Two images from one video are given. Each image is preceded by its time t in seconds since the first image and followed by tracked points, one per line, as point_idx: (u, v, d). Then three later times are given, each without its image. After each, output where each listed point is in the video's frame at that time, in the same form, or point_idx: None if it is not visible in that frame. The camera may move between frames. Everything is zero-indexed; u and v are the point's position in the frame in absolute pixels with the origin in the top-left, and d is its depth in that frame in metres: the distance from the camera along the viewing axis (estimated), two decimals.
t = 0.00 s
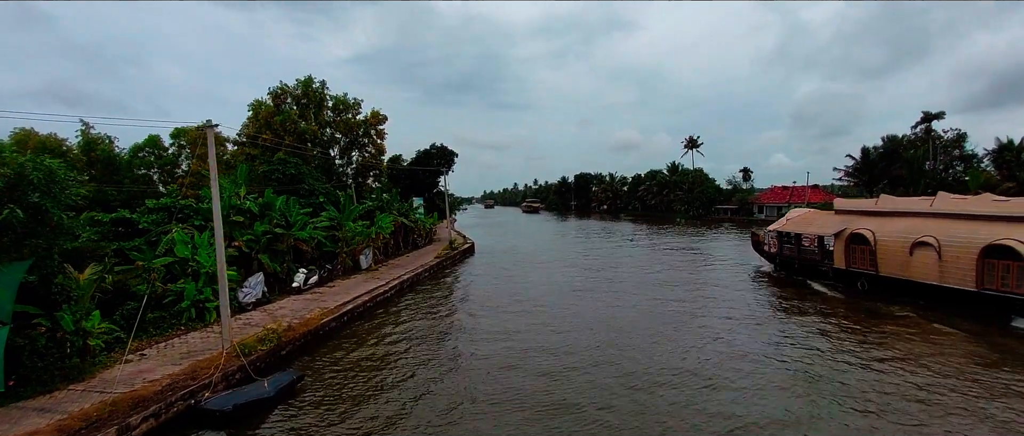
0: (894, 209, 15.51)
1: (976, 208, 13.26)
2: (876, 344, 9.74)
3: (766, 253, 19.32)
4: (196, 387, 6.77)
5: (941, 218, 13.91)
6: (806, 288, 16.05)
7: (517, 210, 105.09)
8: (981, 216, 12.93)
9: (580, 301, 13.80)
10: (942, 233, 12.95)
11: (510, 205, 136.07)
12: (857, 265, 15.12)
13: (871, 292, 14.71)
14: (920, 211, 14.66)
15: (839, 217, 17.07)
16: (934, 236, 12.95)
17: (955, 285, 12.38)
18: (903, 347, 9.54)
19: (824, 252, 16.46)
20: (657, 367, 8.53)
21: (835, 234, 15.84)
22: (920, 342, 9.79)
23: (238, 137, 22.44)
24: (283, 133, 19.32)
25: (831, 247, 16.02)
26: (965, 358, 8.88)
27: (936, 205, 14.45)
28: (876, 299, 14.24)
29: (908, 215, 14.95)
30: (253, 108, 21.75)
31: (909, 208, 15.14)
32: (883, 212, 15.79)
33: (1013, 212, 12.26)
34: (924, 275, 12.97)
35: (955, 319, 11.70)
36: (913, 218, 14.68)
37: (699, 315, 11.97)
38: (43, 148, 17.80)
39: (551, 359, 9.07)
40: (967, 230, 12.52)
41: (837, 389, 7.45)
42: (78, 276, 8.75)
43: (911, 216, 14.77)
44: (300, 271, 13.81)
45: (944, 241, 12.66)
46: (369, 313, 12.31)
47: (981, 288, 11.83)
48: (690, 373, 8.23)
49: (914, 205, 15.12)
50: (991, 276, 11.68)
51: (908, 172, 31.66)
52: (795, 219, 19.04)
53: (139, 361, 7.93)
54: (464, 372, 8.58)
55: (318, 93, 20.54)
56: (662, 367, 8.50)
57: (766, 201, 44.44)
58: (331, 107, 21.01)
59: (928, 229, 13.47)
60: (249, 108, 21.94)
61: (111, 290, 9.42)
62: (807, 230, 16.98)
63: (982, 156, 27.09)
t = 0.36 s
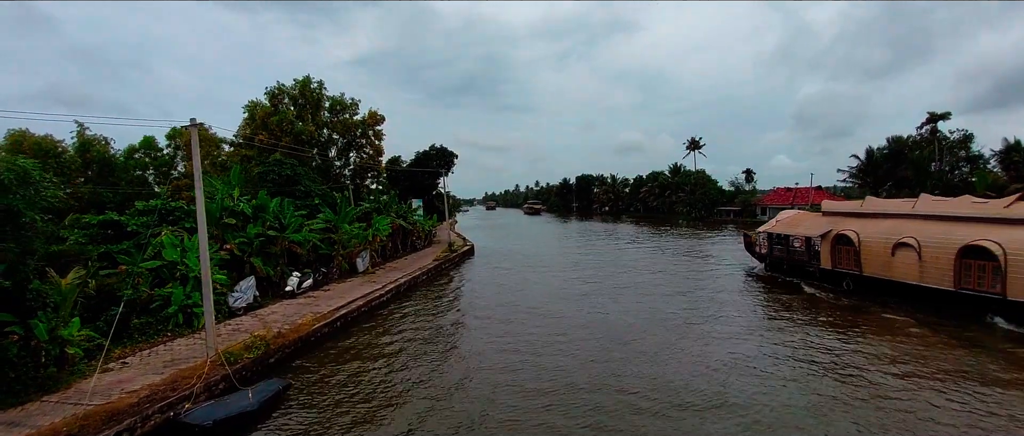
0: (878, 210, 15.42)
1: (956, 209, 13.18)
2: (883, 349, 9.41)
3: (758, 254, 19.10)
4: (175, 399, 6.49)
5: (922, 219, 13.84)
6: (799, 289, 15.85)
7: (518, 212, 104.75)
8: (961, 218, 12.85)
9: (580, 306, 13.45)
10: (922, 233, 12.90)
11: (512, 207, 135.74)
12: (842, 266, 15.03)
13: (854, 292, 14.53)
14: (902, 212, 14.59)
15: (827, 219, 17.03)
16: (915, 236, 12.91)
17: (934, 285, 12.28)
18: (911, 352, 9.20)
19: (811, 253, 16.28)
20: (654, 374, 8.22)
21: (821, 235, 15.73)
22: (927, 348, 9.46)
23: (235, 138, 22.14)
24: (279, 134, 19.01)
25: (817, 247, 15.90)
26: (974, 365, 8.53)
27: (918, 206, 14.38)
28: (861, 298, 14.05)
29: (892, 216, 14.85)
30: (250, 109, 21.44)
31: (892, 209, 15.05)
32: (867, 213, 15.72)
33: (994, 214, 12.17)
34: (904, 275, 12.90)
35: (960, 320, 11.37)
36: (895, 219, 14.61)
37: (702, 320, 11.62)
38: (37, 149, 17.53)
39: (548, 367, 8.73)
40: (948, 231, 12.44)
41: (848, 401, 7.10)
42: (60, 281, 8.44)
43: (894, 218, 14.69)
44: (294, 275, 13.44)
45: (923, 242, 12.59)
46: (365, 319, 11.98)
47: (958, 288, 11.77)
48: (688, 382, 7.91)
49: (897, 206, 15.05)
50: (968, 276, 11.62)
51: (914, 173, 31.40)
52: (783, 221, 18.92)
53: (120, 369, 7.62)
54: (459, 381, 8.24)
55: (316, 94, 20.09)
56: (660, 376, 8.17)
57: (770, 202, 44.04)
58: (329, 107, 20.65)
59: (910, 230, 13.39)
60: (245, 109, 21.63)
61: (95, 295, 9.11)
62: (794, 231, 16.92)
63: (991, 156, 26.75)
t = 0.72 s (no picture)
0: (865, 210, 15.30)
1: (938, 210, 13.09)
2: (892, 356, 9.08)
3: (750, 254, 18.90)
4: (155, 409, 6.21)
5: (906, 219, 13.75)
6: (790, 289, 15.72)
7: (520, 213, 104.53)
8: (943, 219, 12.75)
9: (579, 309, 13.15)
10: (908, 234, 12.86)
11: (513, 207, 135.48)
12: (830, 266, 14.94)
13: (843, 292, 14.55)
14: (887, 212, 14.49)
15: (815, 218, 16.93)
16: (900, 237, 12.93)
17: (917, 285, 12.37)
18: (921, 359, 8.88)
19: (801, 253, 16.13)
20: (654, 381, 7.93)
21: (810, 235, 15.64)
22: (937, 354, 9.14)
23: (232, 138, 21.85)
24: (275, 133, 18.73)
25: (806, 247, 15.76)
26: (987, 373, 8.20)
27: (902, 206, 14.29)
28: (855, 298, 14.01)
29: (878, 216, 14.73)
30: (246, 108, 21.16)
31: (877, 210, 14.94)
32: (854, 213, 15.62)
33: (975, 216, 12.10)
34: (890, 275, 12.96)
35: (971, 323, 11.02)
36: (880, 219, 14.51)
37: (706, 325, 11.30)
38: (30, 150, 17.26)
39: (548, 374, 8.42)
40: (933, 232, 12.38)
41: (858, 412, 6.80)
42: (43, 284, 8.15)
43: (880, 218, 14.59)
44: (289, 277, 13.14)
45: (908, 242, 12.64)
46: (361, 323, 11.69)
47: (940, 287, 11.87)
48: (689, 389, 7.62)
49: (882, 206, 14.94)
50: (948, 276, 11.73)
51: (920, 172, 31.12)
52: (773, 220, 18.82)
53: (102, 377, 7.34)
54: (455, 389, 7.93)
55: (314, 93, 19.75)
56: (660, 383, 7.88)
57: (773, 203, 43.68)
58: (326, 107, 20.35)
59: (895, 231, 13.31)
60: (242, 108, 21.34)
61: (80, 299, 8.81)
62: (783, 231, 16.83)
63: (998, 156, 26.42)
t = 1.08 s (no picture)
0: (852, 210, 15.34)
1: (920, 209, 13.18)
2: (902, 361, 8.73)
3: (742, 253, 18.95)
4: (131, 421, 5.91)
5: (890, 219, 13.81)
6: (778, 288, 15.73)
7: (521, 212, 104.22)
8: (926, 218, 12.81)
9: (579, 311, 12.83)
10: (891, 232, 12.87)
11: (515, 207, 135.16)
12: (817, 264, 14.99)
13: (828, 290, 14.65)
14: (872, 213, 14.55)
15: (803, 218, 17.00)
16: (882, 236, 12.92)
17: (899, 283, 12.36)
18: (932, 365, 8.53)
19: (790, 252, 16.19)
20: (653, 389, 7.61)
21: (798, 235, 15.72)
22: (948, 359, 8.80)
23: (229, 137, 21.54)
24: (271, 132, 18.44)
25: (795, 246, 15.82)
26: (1007, 381, 7.83)
27: (886, 207, 14.37)
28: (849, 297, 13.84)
29: (864, 216, 14.75)
30: (243, 107, 20.84)
31: (863, 209, 14.97)
32: (840, 213, 15.69)
33: (955, 215, 12.19)
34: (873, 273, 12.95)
35: (965, 322, 10.97)
36: (866, 219, 14.56)
37: (710, 328, 10.98)
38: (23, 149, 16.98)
39: (547, 381, 8.09)
40: (917, 230, 12.37)
41: (873, 424, 6.44)
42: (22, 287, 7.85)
43: (864, 218, 14.66)
44: (282, 278, 12.80)
45: (890, 241, 12.63)
46: (356, 327, 11.33)
47: (919, 285, 11.86)
48: (690, 397, 7.30)
49: (867, 206, 15.02)
50: (928, 274, 11.72)
51: (927, 171, 30.47)
52: (765, 220, 18.90)
53: (81, 385, 7.03)
54: (449, 398, 7.58)
55: (311, 91, 19.42)
56: (661, 390, 7.56)
57: (776, 203, 43.24)
58: (324, 105, 20.04)
59: (879, 230, 13.34)
60: (239, 107, 21.03)
61: (62, 302, 8.50)
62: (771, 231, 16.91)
63: (1007, 155, 26.00)
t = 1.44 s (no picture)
0: (836, 209, 15.73)
1: (901, 208, 13.65)
2: (911, 367, 8.42)
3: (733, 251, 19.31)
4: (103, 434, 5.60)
5: (873, 217, 14.26)
6: (766, 285, 16.14)
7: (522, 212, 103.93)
8: (907, 217, 13.26)
9: (578, 313, 12.54)
10: (874, 230, 13.32)
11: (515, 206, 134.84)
12: (804, 262, 15.41)
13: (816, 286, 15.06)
14: (855, 211, 15.00)
15: (789, 217, 17.43)
16: (866, 234, 13.35)
17: (882, 279, 12.76)
18: (943, 371, 8.23)
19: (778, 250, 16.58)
20: (655, 397, 7.29)
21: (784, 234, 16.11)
22: (960, 364, 8.50)
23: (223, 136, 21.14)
24: (265, 130, 18.15)
25: (782, 245, 16.21)
26: None
27: (868, 205, 14.86)
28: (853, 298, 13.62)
29: (849, 215, 15.17)
30: (238, 105, 20.52)
31: (847, 208, 15.39)
32: (824, 212, 16.14)
33: (937, 213, 12.58)
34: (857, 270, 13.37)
35: (941, 316, 11.34)
36: (851, 218, 14.95)
37: (714, 332, 10.65)
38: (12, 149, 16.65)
39: (544, 389, 7.77)
40: (900, 228, 12.78)
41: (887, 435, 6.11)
42: None
43: (848, 216, 15.11)
44: (274, 280, 12.45)
45: (873, 239, 13.06)
46: (352, 331, 11.00)
47: (900, 282, 12.23)
48: (692, 406, 7.01)
49: (850, 204, 15.49)
50: (908, 271, 12.10)
51: (932, 169, 30.03)
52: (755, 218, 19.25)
53: (56, 394, 6.74)
54: (442, 407, 7.25)
55: (305, 89, 19.10)
56: (663, 400, 7.23)
57: (779, 201, 42.86)
58: (320, 103, 19.74)
59: (863, 228, 13.80)
60: (234, 105, 20.71)
61: (41, 307, 8.20)
62: (758, 230, 17.25)
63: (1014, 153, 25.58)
